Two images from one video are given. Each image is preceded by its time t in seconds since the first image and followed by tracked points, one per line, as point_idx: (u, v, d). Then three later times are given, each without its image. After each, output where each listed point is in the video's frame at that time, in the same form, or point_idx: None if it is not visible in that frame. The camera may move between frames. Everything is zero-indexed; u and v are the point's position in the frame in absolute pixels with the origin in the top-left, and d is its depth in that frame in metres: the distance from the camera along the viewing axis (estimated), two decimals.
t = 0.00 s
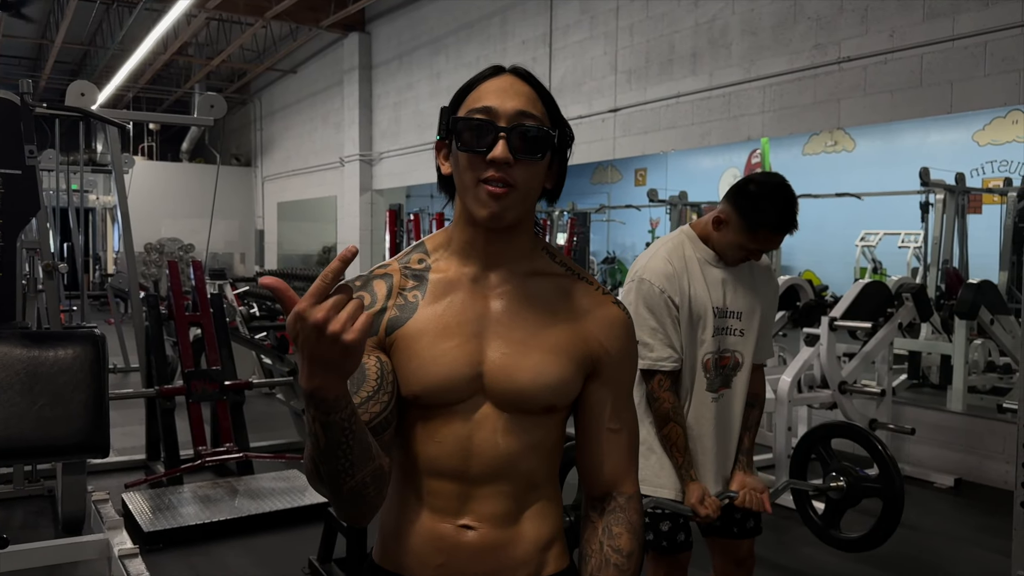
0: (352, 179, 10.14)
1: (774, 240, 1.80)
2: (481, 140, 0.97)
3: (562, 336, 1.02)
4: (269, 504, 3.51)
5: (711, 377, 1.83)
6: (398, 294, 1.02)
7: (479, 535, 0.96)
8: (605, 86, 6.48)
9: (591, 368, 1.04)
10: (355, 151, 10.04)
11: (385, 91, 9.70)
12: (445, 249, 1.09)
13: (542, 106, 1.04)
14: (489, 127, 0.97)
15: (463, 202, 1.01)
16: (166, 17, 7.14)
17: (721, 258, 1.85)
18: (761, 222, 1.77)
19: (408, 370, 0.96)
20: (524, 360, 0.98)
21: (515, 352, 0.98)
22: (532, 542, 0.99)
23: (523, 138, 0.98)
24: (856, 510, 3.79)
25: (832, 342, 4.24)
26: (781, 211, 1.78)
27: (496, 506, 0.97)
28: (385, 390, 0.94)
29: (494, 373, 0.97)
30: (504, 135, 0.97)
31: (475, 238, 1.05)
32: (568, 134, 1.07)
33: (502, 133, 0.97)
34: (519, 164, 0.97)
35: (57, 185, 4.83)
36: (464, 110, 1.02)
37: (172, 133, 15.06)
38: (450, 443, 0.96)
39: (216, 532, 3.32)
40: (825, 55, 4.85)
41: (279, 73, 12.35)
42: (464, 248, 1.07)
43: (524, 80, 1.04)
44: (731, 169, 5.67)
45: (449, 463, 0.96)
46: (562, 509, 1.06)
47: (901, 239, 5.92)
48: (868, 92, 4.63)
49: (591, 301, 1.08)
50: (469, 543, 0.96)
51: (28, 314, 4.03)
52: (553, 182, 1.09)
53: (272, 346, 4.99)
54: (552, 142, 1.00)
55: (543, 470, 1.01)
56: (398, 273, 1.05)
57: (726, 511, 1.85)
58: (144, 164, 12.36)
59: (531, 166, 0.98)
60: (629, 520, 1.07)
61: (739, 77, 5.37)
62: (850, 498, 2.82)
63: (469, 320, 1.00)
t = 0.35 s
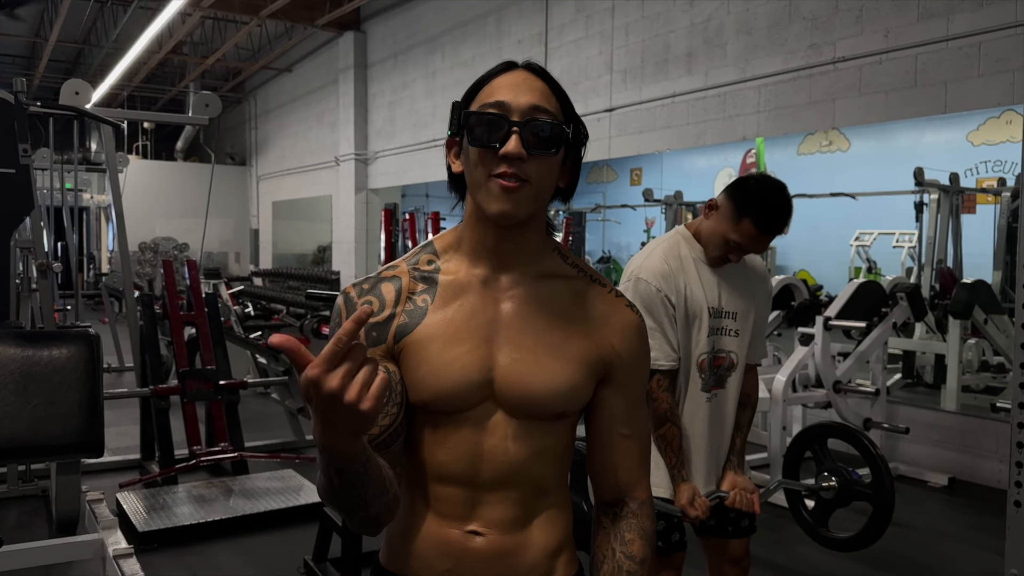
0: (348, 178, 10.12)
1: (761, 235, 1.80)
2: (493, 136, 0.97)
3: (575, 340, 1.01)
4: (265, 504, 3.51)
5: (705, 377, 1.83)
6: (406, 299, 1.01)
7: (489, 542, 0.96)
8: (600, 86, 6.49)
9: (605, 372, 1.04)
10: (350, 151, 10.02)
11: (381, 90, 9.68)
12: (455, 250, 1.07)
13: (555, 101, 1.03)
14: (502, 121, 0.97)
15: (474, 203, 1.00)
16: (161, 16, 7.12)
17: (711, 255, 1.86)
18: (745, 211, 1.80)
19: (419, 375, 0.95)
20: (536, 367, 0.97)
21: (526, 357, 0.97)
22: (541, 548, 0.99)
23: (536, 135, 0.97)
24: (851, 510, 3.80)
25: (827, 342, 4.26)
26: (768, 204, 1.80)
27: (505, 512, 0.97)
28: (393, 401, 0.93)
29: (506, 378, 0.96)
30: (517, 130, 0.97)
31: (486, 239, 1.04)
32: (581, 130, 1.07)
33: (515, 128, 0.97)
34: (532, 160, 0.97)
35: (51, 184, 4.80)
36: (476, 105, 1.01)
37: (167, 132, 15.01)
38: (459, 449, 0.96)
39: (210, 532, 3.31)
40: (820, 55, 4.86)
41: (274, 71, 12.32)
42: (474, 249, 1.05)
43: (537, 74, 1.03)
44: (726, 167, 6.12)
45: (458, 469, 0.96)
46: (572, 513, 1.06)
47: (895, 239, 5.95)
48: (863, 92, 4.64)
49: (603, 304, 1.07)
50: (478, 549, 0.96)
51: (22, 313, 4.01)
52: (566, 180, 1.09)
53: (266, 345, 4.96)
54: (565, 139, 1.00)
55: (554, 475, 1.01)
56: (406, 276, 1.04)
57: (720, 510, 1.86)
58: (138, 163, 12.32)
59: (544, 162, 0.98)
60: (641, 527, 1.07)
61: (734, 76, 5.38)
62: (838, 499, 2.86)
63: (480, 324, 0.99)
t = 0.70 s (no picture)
0: (343, 178, 10.10)
1: (756, 253, 1.81)
2: (502, 139, 0.96)
3: (585, 344, 1.01)
4: (261, 505, 3.50)
5: (697, 382, 1.83)
6: (414, 303, 1.01)
7: (503, 551, 0.95)
8: (596, 86, 6.48)
9: (618, 378, 1.03)
10: (345, 150, 10.00)
11: (376, 90, 9.67)
12: (464, 253, 1.08)
13: (565, 103, 1.03)
14: (510, 124, 0.96)
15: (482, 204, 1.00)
16: (155, 15, 7.10)
17: (706, 264, 1.86)
18: (744, 226, 1.79)
19: (427, 380, 0.95)
20: (547, 371, 0.97)
21: (537, 361, 0.97)
22: (556, 560, 0.98)
23: (545, 135, 0.97)
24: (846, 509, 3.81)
25: (822, 342, 4.26)
26: (762, 222, 1.80)
27: (520, 522, 0.96)
28: (394, 405, 0.93)
29: (517, 384, 0.96)
30: (525, 132, 0.96)
31: (495, 242, 1.04)
32: (591, 131, 1.07)
33: (523, 130, 0.96)
34: (540, 163, 0.96)
35: (45, 184, 4.78)
36: (484, 106, 1.01)
37: (161, 132, 14.95)
38: (470, 456, 0.95)
39: (206, 534, 3.30)
40: (815, 55, 4.87)
41: (269, 71, 12.29)
42: (483, 253, 1.06)
43: (545, 74, 1.03)
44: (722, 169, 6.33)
45: (470, 477, 0.95)
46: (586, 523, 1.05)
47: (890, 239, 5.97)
48: (858, 92, 4.65)
49: (616, 308, 1.07)
50: (492, 559, 0.95)
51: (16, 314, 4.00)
52: (577, 181, 1.09)
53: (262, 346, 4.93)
54: (574, 139, 0.99)
55: (568, 484, 1.00)
56: (415, 280, 1.05)
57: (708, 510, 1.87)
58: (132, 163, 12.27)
59: (553, 164, 0.97)
60: (664, 533, 1.06)
61: (730, 77, 5.39)
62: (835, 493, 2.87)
63: (490, 329, 0.99)
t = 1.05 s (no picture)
0: (338, 178, 10.08)
1: (723, 237, 1.83)
2: (507, 143, 0.96)
3: (594, 350, 1.00)
4: (257, 506, 3.49)
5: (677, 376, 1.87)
6: (420, 309, 1.01)
7: (511, 558, 0.95)
8: (592, 86, 6.48)
9: (628, 383, 1.03)
10: (341, 151, 9.98)
11: (372, 90, 9.66)
12: (471, 259, 1.07)
13: (571, 104, 1.03)
14: (515, 127, 0.96)
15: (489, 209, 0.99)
16: (150, 15, 7.08)
17: (680, 255, 1.89)
18: (711, 211, 1.84)
19: (433, 387, 0.95)
20: (556, 377, 0.96)
21: (545, 367, 0.96)
22: (565, 568, 0.97)
23: (551, 138, 0.96)
24: (842, 510, 3.82)
25: (818, 342, 4.27)
26: (730, 205, 1.85)
27: (528, 529, 0.96)
28: (403, 415, 0.94)
29: (524, 390, 0.95)
30: (531, 135, 0.96)
31: (502, 247, 1.04)
32: (599, 133, 1.06)
33: (528, 133, 0.96)
34: (546, 166, 0.96)
35: (39, 184, 4.75)
36: (489, 110, 1.01)
37: (156, 131, 14.91)
38: (477, 463, 0.95)
39: (202, 535, 3.29)
40: (811, 56, 4.88)
41: (264, 71, 12.26)
42: (490, 258, 1.05)
43: (552, 76, 1.03)
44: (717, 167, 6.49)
45: (478, 483, 0.95)
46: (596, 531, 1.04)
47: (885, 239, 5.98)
48: (854, 93, 4.66)
49: (627, 311, 1.06)
50: (500, 566, 0.94)
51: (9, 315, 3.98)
52: (586, 184, 1.09)
53: (257, 346, 4.90)
54: (580, 141, 0.98)
55: (577, 491, 0.99)
56: (421, 285, 1.05)
57: (698, 507, 1.86)
58: (127, 162, 12.23)
59: (559, 167, 0.97)
60: (666, 544, 1.04)
61: (726, 77, 5.39)
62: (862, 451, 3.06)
63: (497, 335, 0.99)
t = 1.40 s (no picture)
0: (333, 178, 10.06)
1: (705, 218, 1.84)
2: (515, 145, 0.96)
3: (601, 354, 1.00)
4: (252, 508, 3.48)
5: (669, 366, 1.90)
6: (425, 310, 1.01)
7: (514, 564, 0.94)
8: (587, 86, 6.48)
9: (635, 388, 1.02)
10: (336, 150, 9.96)
11: (367, 90, 9.64)
12: (478, 259, 1.07)
13: (581, 107, 1.02)
14: (524, 130, 0.96)
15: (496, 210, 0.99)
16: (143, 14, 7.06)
17: (664, 246, 1.91)
18: (688, 194, 1.85)
19: (438, 391, 0.94)
20: (561, 381, 0.96)
21: (550, 371, 0.96)
22: (570, 572, 0.97)
23: (560, 141, 0.96)
24: (838, 509, 3.82)
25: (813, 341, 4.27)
26: (706, 184, 1.85)
27: (533, 534, 0.95)
28: (401, 418, 0.93)
29: (530, 394, 0.95)
30: (540, 139, 0.95)
31: (509, 248, 1.03)
32: (608, 136, 1.06)
33: (537, 136, 0.95)
34: (554, 170, 0.95)
35: (32, 184, 4.72)
36: (497, 111, 1.00)
37: (151, 131, 14.87)
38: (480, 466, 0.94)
39: (196, 537, 3.27)
40: (806, 56, 4.88)
41: (259, 71, 12.23)
42: (497, 258, 1.04)
43: (561, 77, 1.02)
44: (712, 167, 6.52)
45: (483, 488, 0.95)
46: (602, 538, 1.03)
47: (880, 239, 6.02)
48: (849, 93, 4.67)
49: (635, 316, 1.06)
50: (504, 570, 0.94)
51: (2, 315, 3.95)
52: (595, 186, 1.08)
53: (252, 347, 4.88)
54: (590, 144, 0.98)
55: (582, 497, 0.99)
56: (427, 286, 1.04)
57: (701, 506, 1.85)
58: (121, 162, 12.19)
59: (567, 171, 0.96)
60: (674, 553, 1.04)
61: (721, 77, 5.39)
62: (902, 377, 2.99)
63: (503, 337, 0.98)
